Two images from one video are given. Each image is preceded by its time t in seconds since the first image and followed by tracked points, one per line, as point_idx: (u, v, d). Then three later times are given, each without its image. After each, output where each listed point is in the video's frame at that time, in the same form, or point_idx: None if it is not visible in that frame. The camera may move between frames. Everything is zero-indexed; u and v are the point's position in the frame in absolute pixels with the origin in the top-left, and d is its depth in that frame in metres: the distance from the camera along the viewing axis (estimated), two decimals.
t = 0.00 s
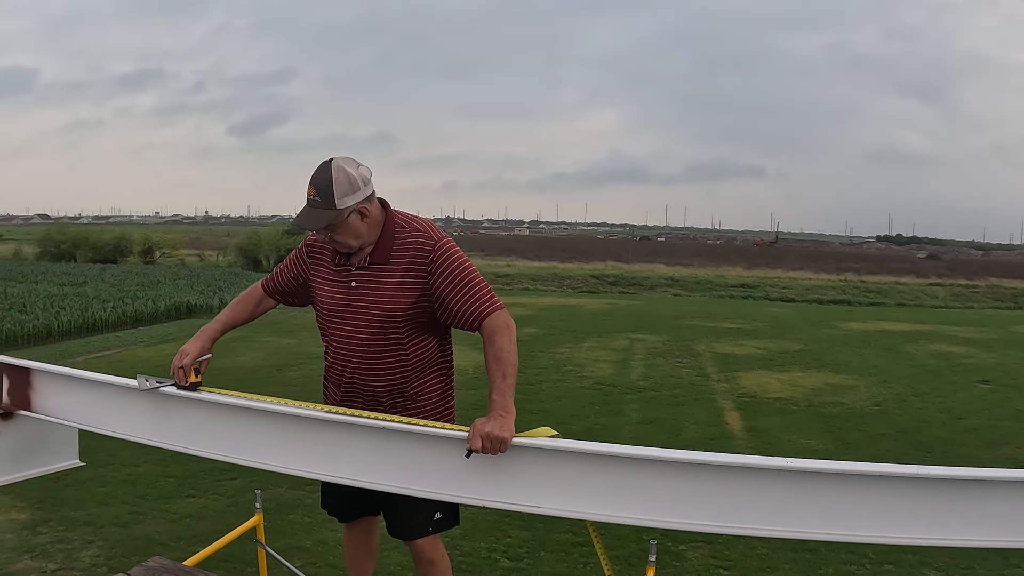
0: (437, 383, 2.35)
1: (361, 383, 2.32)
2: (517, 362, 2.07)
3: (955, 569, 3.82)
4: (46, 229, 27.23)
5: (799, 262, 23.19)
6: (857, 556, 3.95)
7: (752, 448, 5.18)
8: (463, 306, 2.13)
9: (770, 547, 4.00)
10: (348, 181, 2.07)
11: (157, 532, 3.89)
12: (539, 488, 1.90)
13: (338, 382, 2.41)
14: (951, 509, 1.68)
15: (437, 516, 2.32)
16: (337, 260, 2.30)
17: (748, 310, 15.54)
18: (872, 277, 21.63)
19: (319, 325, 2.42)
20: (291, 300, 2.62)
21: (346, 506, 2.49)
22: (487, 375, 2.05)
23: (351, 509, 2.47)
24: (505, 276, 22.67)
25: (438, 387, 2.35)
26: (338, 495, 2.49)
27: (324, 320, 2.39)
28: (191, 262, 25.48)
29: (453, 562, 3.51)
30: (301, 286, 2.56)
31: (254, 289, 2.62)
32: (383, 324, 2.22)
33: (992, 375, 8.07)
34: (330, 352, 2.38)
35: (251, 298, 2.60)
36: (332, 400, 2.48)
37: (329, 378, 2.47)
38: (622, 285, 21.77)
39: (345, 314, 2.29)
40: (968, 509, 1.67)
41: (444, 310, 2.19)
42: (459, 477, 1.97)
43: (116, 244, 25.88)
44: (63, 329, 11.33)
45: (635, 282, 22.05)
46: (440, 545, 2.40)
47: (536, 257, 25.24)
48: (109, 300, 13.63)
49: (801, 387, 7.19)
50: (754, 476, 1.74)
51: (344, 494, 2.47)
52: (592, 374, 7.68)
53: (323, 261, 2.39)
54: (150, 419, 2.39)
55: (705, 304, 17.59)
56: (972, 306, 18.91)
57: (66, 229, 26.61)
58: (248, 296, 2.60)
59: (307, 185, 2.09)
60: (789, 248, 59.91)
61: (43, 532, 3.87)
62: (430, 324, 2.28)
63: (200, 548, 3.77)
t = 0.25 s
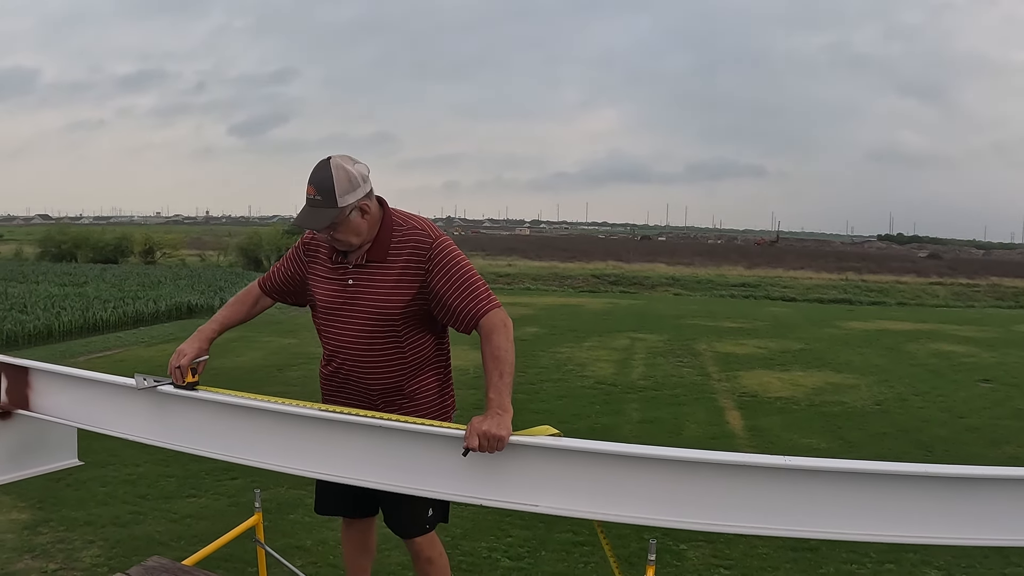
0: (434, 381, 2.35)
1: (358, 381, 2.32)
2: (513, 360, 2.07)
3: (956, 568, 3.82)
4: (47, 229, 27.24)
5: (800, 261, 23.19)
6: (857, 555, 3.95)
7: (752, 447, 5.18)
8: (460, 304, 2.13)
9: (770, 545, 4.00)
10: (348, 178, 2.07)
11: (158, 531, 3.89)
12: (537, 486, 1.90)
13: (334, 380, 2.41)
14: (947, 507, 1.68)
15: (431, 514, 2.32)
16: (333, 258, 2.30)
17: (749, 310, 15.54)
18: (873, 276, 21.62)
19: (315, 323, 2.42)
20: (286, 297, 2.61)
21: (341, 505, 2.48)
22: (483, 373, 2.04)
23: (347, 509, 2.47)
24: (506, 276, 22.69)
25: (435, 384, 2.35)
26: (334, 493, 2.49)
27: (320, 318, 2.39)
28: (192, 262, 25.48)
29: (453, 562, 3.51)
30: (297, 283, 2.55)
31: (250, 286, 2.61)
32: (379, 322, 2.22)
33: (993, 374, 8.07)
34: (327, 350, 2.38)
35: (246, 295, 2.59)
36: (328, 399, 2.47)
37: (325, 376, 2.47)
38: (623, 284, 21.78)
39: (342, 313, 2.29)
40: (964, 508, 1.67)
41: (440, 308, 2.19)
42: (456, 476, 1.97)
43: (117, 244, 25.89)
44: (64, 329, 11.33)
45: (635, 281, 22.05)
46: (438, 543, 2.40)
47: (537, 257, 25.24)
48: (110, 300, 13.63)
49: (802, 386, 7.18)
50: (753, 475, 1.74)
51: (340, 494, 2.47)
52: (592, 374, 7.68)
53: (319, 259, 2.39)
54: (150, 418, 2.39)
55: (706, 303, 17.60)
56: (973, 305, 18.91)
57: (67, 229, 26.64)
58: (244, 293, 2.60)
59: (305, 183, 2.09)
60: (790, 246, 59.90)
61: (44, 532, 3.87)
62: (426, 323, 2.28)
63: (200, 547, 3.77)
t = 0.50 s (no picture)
0: (430, 377, 2.35)
1: (354, 377, 2.32)
2: (511, 355, 2.07)
3: (958, 566, 3.82)
4: (48, 230, 27.25)
5: (801, 260, 23.18)
6: (859, 553, 3.95)
7: (754, 446, 5.18)
8: (457, 298, 2.13)
9: (772, 544, 3.99)
10: (348, 170, 2.06)
11: (158, 531, 3.89)
12: (535, 482, 1.90)
13: (329, 377, 2.40)
14: (948, 503, 1.67)
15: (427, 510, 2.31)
16: (330, 253, 2.30)
17: (750, 309, 15.53)
18: (874, 275, 21.62)
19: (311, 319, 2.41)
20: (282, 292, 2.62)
21: (338, 503, 2.49)
22: (481, 369, 2.04)
23: (344, 507, 2.47)
24: (508, 275, 22.69)
25: (431, 381, 2.35)
26: (334, 490, 2.49)
27: (317, 313, 2.39)
28: (193, 262, 25.47)
29: (454, 561, 3.51)
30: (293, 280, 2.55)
31: (246, 283, 2.61)
32: (376, 316, 2.22)
33: (994, 373, 8.06)
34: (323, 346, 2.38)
35: (241, 292, 2.59)
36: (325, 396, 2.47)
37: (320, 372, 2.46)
38: (624, 284, 21.78)
39: (339, 308, 2.28)
40: (964, 504, 1.67)
41: (438, 303, 2.19)
42: (455, 472, 1.98)
43: (118, 245, 25.90)
44: (65, 329, 11.34)
45: (637, 281, 22.05)
46: (435, 540, 2.40)
47: (538, 256, 25.23)
48: (111, 300, 13.63)
49: (803, 385, 7.18)
50: (751, 471, 1.74)
51: (338, 492, 2.48)
52: (594, 373, 7.67)
53: (316, 254, 2.39)
54: (150, 416, 2.41)
55: (707, 302, 17.60)
56: (974, 304, 18.91)
57: (68, 230, 26.64)
58: (240, 290, 2.60)
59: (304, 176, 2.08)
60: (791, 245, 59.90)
61: (44, 532, 3.87)
62: (423, 318, 2.28)
63: (201, 547, 3.77)
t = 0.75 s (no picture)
0: (423, 376, 2.35)
1: (347, 375, 2.32)
2: (505, 353, 2.07)
3: (960, 566, 3.81)
4: (50, 231, 27.25)
5: (803, 260, 23.17)
6: (860, 553, 3.95)
7: (755, 446, 5.17)
8: (452, 297, 2.14)
9: (774, 544, 3.99)
10: (345, 167, 2.06)
11: (159, 532, 3.90)
12: (530, 480, 1.91)
13: (322, 375, 2.39)
14: (949, 502, 1.67)
15: (421, 510, 2.31)
16: (323, 250, 2.29)
17: (752, 309, 15.52)
18: (876, 274, 21.61)
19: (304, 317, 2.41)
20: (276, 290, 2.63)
21: (334, 500, 2.49)
22: (475, 367, 2.05)
23: (340, 505, 2.48)
24: (509, 276, 22.70)
25: (423, 379, 2.35)
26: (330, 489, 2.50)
27: (310, 312, 2.38)
28: (195, 263, 25.50)
29: (454, 561, 3.50)
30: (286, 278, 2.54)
31: (240, 282, 2.62)
32: (369, 315, 2.22)
33: (996, 372, 8.05)
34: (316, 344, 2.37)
35: (236, 290, 2.61)
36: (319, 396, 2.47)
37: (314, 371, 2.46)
38: (626, 284, 21.78)
39: (333, 306, 2.28)
40: (964, 503, 1.68)
41: (432, 301, 2.19)
42: (450, 470, 1.99)
43: (120, 246, 25.93)
44: (66, 330, 11.35)
45: (638, 281, 22.04)
46: (429, 540, 2.39)
47: (539, 257, 25.24)
48: (113, 301, 13.64)
49: (805, 385, 7.17)
50: (745, 469, 1.74)
51: (334, 490, 2.48)
52: (595, 373, 7.67)
53: (310, 252, 2.38)
54: (147, 415, 2.43)
55: (709, 302, 17.59)
56: (976, 304, 18.89)
57: (70, 231, 26.67)
58: (235, 288, 2.61)
59: (300, 172, 2.07)
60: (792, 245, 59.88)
61: (45, 533, 3.87)
62: (416, 316, 2.28)
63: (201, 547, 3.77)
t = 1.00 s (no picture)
0: (425, 376, 2.34)
1: (349, 376, 2.31)
2: (506, 353, 2.07)
3: (963, 566, 3.81)
4: (53, 232, 27.27)
5: (805, 260, 23.15)
6: (863, 553, 3.95)
7: (758, 446, 5.17)
8: (453, 297, 2.13)
9: (776, 544, 3.99)
10: (347, 167, 2.06)
11: (161, 532, 3.90)
12: (531, 480, 1.91)
13: (323, 375, 2.39)
14: (951, 503, 1.67)
15: (422, 510, 2.31)
16: (325, 250, 2.29)
17: (754, 309, 15.51)
18: (878, 274, 21.59)
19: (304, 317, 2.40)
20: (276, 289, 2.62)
21: (337, 499, 2.49)
22: (476, 367, 2.05)
23: (343, 503, 2.48)
24: (512, 276, 22.70)
25: (424, 379, 2.34)
26: (331, 490, 2.50)
27: (311, 312, 2.38)
28: (198, 263, 25.52)
29: (457, 561, 3.50)
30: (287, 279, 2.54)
31: (240, 280, 2.62)
32: (371, 314, 2.21)
33: (999, 372, 8.04)
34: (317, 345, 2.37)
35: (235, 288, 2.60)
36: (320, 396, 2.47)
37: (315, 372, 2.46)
38: (628, 284, 21.78)
39: (334, 306, 2.28)
40: (966, 503, 1.67)
41: (434, 302, 2.19)
42: (451, 470, 1.99)
43: (123, 246, 25.96)
44: (69, 330, 11.35)
45: (641, 280, 22.04)
46: (430, 540, 2.38)
47: (542, 257, 25.24)
48: (115, 302, 13.65)
49: (808, 385, 7.16)
50: (746, 469, 1.74)
51: (336, 489, 2.48)
52: (598, 373, 7.67)
53: (311, 252, 2.38)
54: (148, 415, 2.43)
55: (711, 302, 17.59)
56: (979, 303, 18.87)
57: (73, 232, 26.70)
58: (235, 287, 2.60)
59: (302, 172, 2.07)
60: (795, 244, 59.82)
61: (48, 533, 3.88)
62: (418, 317, 2.28)
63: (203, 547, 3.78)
